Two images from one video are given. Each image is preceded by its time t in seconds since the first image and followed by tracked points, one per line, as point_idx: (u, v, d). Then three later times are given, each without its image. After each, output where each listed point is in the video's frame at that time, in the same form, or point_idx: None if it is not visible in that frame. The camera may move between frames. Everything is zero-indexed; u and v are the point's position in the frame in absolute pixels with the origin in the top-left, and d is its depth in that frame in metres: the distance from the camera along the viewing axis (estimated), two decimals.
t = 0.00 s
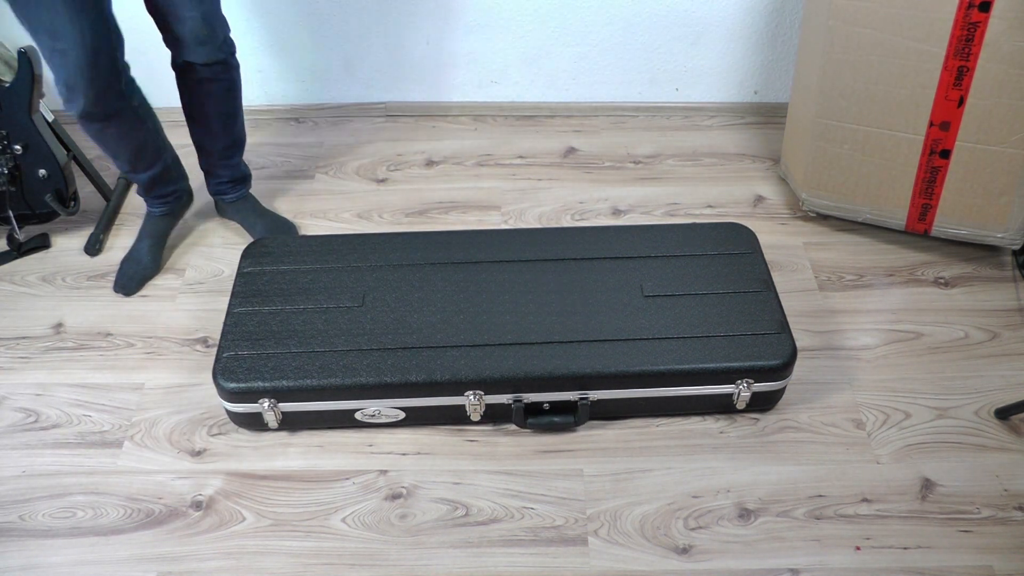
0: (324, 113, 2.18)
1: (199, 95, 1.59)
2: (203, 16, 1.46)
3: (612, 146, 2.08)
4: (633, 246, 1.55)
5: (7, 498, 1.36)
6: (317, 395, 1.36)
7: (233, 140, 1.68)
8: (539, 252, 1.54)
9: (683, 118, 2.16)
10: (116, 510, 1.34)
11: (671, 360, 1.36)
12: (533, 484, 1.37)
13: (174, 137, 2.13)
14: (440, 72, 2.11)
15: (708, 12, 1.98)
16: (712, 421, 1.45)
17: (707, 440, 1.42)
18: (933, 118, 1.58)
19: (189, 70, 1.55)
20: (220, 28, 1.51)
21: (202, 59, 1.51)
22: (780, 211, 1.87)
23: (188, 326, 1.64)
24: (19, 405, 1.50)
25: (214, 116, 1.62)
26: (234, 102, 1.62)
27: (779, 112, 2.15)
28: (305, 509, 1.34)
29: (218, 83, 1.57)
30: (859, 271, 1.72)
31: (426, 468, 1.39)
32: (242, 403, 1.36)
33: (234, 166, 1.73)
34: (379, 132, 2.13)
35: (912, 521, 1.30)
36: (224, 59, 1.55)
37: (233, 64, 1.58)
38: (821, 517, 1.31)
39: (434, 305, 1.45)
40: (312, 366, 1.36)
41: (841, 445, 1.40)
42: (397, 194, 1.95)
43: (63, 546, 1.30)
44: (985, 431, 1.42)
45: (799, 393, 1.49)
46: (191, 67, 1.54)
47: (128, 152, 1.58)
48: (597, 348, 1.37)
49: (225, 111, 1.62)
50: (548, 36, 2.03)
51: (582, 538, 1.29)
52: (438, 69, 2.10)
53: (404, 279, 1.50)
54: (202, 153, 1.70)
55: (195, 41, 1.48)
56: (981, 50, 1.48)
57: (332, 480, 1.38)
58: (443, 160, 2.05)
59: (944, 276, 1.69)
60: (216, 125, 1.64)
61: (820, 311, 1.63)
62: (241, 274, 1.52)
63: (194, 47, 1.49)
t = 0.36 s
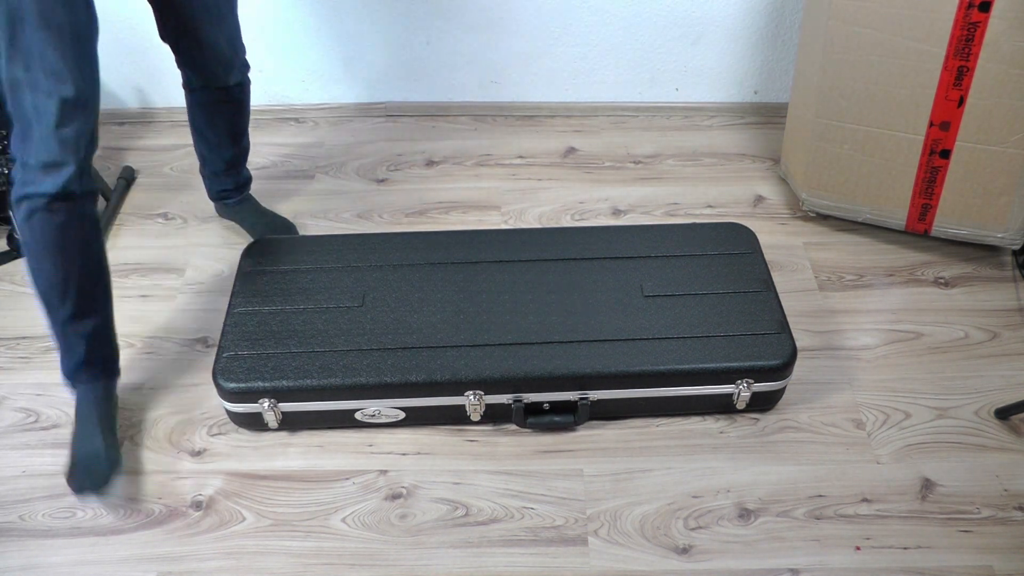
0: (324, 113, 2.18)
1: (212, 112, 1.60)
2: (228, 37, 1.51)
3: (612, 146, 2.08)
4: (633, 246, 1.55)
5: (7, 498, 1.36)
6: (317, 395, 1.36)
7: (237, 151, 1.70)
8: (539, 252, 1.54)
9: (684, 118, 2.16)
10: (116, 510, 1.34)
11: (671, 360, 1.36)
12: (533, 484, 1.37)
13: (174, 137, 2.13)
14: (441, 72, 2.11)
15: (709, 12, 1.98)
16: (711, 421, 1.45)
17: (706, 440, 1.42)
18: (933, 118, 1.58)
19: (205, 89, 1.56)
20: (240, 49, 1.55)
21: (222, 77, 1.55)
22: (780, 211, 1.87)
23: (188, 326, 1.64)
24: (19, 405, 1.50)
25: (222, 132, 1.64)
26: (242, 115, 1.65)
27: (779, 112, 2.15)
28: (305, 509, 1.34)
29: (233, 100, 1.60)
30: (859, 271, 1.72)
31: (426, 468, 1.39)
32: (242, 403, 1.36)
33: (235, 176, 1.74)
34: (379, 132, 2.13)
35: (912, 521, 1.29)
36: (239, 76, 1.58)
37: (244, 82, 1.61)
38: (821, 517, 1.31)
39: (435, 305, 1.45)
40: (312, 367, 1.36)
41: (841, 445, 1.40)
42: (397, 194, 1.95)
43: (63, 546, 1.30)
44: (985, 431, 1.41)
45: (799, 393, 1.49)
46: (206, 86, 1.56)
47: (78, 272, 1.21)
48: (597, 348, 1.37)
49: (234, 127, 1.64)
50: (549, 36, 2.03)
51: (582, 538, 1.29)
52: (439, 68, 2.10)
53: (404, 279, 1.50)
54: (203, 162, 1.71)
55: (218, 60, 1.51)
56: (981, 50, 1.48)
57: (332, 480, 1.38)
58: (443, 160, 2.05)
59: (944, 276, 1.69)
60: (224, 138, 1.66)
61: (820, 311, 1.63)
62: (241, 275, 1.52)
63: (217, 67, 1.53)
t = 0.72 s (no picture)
0: (323, 113, 2.18)
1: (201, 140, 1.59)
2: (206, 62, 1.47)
3: (612, 146, 2.08)
4: (633, 246, 1.55)
5: (7, 498, 1.36)
6: (318, 395, 1.36)
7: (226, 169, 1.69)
8: (539, 252, 1.54)
9: (684, 118, 2.15)
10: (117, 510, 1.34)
11: (671, 360, 1.36)
12: (534, 483, 1.37)
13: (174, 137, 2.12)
14: (440, 72, 2.11)
15: (709, 12, 1.98)
16: (712, 421, 1.45)
17: (706, 439, 1.42)
18: (933, 118, 1.58)
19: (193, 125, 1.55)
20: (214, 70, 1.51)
21: (209, 114, 1.55)
22: (780, 211, 1.87)
23: (188, 325, 1.64)
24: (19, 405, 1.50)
25: (213, 154, 1.64)
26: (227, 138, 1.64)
27: (779, 112, 2.15)
28: (305, 509, 1.34)
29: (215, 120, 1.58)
30: (859, 271, 1.72)
31: (426, 468, 1.39)
32: (242, 403, 1.36)
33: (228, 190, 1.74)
34: (379, 131, 2.13)
35: (912, 521, 1.30)
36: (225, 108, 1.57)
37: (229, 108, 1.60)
38: (821, 517, 1.31)
39: (434, 305, 1.45)
40: (312, 367, 1.36)
41: (841, 445, 1.40)
42: (397, 194, 1.95)
43: (63, 546, 1.30)
44: (985, 431, 1.41)
45: (799, 393, 1.49)
46: (195, 124, 1.55)
47: (92, 407, 1.03)
48: (597, 348, 1.38)
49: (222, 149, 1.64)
50: (549, 36, 2.03)
51: (583, 539, 1.29)
52: (439, 68, 2.10)
53: (404, 279, 1.50)
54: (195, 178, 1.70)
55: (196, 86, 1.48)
56: (981, 51, 1.48)
57: (333, 480, 1.38)
58: (443, 160, 2.04)
59: (944, 276, 1.69)
60: (215, 159, 1.66)
61: (820, 310, 1.63)
62: (241, 275, 1.52)
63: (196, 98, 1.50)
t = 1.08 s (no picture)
0: (324, 113, 2.17)
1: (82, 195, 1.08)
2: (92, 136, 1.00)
3: (612, 146, 2.08)
4: (633, 246, 1.55)
5: (7, 498, 1.36)
6: (318, 395, 1.36)
7: (129, 264, 1.19)
8: (539, 252, 1.54)
9: (684, 118, 2.15)
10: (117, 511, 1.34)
11: (671, 360, 1.36)
12: (533, 483, 1.37)
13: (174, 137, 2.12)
14: (441, 72, 2.11)
15: (709, 12, 1.98)
16: (711, 421, 1.45)
17: (706, 440, 1.42)
18: (933, 118, 1.58)
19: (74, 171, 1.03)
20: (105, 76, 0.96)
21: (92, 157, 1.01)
22: (780, 211, 1.87)
23: (188, 325, 1.64)
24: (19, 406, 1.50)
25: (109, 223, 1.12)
26: (147, 235, 1.13)
27: (779, 111, 2.15)
28: (305, 509, 1.34)
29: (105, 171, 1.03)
30: (860, 271, 1.71)
31: (426, 468, 1.39)
32: (242, 403, 1.36)
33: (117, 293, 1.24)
34: (379, 131, 2.13)
35: (913, 521, 1.29)
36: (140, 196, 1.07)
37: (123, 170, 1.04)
38: (821, 517, 1.31)
39: (434, 305, 1.45)
40: (313, 367, 1.36)
41: (841, 445, 1.40)
42: (397, 194, 1.95)
43: (63, 546, 1.30)
44: (985, 431, 1.41)
45: (799, 393, 1.49)
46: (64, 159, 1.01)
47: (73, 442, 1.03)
48: (597, 348, 1.37)
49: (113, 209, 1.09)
50: (549, 36, 2.03)
51: (583, 538, 1.29)
52: (440, 68, 2.10)
53: (404, 279, 1.50)
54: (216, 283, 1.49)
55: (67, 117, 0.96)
56: (981, 50, 1.49)
57: (332, 480, 1.38)
58: (443, 160, 2.04)
59: (944, 276, 1.69)
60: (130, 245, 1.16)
61: (820, 310, 1.63)
62: (241, 275, 1.52)
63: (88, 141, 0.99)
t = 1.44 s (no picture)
0: (324, 113, 2.18)
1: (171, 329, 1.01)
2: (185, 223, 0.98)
3: (612, 146, 2.08)
4: (633, 246, 1.55)
5: (7, 498, 1.36)
6: (318, 395, 1.36)
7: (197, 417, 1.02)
8: (539, 252, 1.54)
9: (684, 118, 2.16)
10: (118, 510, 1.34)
11: (671, 360, 1.36)
12: (533, 483, 1.37)
13: (175, 137, 2.13)
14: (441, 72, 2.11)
15: (709, 12, 1.98)
16: (711, 421, 1.45)
17: (706, 440, 1.42)
18: (933, 118, 1.58)
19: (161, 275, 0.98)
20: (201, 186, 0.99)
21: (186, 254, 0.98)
22: (780, 211, 1.87)
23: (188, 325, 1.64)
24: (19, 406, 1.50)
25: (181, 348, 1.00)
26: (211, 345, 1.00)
27: (779, 111, 2.15)
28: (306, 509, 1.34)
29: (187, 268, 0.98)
30: (859, 271, 1.71)
31: (426, 468, 1.39)
32: (243, 403, 1.36)
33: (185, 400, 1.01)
34: (379, 131, 2.13)
35: (913, 521, 1.29)
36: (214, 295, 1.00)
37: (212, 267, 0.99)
38: (821, 517, 1.31)
39: (435, 305, 1.45)
40: (313, 367, 1.36)
41: (841, 445, 1.40)
42: (397, 194, 1.95)
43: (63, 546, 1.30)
44: (985, 432, 1.41)
45: (798, 393, 1.49)
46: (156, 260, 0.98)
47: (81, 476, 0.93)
48: (598, 348, 1.37)
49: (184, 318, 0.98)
50: (549, 37, 2.03)
51: (582, 538, 1.29)
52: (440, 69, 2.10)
53: (405, 279, 1.50)
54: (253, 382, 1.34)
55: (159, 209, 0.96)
56: (981, 51, 1.49)
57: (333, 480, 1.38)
58: (443, 160, 2.05)
59: (944, 276, 1.69)
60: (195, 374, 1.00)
61: (820, 311, 1.63)
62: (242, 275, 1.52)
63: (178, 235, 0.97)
